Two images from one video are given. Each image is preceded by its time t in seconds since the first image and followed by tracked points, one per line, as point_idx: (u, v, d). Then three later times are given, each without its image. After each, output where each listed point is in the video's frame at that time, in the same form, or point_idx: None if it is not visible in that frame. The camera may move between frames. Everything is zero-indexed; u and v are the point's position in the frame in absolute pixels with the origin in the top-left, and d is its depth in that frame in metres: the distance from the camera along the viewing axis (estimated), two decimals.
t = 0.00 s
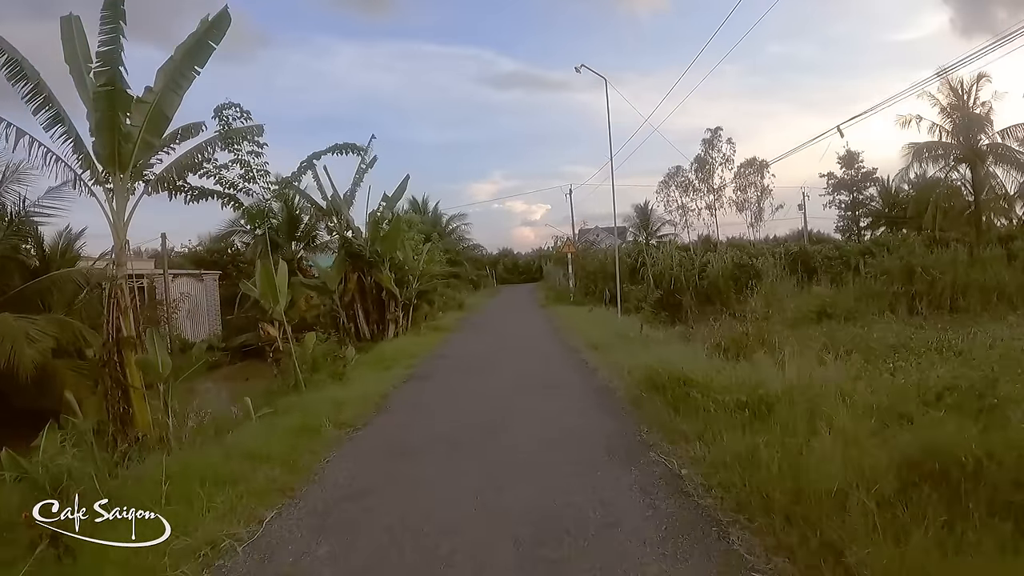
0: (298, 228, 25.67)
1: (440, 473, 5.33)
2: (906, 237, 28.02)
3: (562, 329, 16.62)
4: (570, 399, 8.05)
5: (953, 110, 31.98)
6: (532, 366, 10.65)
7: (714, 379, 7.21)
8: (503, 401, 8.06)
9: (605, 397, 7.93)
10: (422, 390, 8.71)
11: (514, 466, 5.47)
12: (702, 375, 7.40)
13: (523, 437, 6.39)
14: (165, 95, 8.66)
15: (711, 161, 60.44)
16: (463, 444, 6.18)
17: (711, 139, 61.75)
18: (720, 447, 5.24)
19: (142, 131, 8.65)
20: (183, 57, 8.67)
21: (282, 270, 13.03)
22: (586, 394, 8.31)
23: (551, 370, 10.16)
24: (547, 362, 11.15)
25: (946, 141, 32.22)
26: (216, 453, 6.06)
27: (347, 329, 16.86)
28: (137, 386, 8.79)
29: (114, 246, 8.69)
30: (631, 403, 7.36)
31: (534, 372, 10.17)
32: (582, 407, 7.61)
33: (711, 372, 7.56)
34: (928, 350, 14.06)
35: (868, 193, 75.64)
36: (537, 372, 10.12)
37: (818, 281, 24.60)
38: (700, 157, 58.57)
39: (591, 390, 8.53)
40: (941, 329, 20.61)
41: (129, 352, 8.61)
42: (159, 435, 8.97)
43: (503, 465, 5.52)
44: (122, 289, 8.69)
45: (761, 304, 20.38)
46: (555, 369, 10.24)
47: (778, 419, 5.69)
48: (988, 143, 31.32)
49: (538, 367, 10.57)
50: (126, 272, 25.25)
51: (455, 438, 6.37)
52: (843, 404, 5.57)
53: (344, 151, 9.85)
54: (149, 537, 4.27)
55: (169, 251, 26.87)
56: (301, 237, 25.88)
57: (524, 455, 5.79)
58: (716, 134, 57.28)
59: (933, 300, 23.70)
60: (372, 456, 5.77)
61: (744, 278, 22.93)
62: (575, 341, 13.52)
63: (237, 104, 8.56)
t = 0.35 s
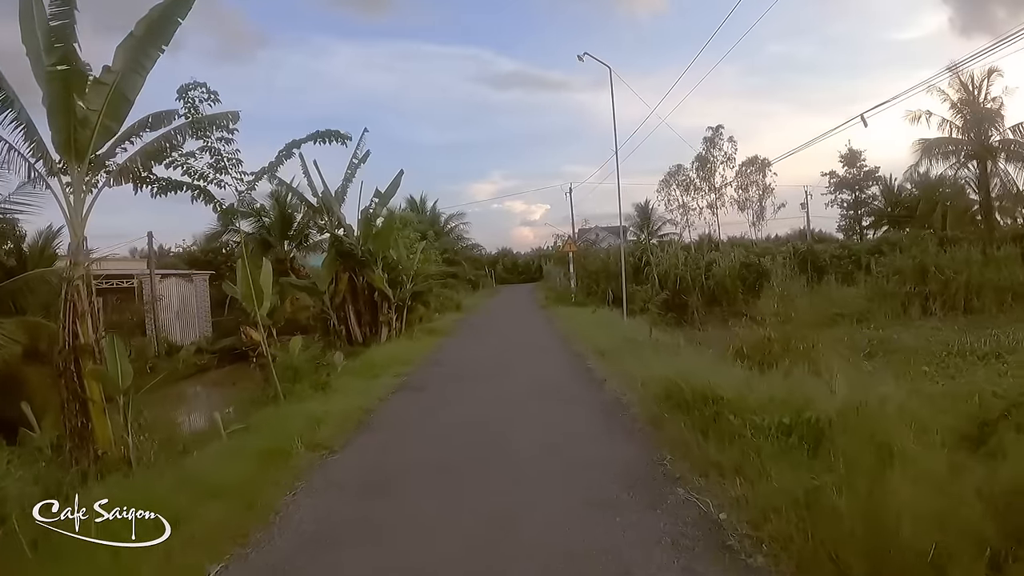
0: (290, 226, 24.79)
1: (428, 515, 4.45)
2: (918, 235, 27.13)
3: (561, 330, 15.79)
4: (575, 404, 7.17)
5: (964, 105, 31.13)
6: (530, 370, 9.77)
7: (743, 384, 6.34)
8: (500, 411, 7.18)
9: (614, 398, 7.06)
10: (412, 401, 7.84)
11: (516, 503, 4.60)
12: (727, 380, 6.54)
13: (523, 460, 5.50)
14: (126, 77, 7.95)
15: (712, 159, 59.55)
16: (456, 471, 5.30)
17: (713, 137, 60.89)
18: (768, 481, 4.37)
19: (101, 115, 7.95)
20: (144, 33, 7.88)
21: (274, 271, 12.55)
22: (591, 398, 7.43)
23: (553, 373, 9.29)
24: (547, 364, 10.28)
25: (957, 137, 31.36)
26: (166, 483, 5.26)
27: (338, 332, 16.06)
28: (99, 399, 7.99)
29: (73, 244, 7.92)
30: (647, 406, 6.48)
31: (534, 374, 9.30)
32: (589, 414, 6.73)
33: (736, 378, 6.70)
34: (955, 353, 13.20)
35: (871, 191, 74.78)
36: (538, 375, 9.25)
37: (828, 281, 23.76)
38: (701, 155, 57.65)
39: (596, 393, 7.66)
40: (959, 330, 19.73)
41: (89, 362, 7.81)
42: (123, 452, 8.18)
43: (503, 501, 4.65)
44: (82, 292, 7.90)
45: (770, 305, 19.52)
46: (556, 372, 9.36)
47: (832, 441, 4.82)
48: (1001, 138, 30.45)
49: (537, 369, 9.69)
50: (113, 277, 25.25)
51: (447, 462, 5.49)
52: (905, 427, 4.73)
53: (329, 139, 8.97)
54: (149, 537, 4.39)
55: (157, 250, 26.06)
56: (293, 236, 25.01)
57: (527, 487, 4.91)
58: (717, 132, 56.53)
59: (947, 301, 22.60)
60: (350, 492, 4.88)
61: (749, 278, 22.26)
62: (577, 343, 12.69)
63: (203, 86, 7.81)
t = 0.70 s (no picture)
0: (283, 225, 23.90)
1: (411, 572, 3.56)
2: (931, 233, 26.27)
3: (561, 333, 14.93)
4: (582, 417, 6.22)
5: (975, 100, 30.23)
6: (529, 375, 8.84)
7: (781, 400, 5.44)
8: (497, 427, 6.22)
9: (627, 413, 6.13)
10: (399, 416, 6.91)
11: (520, 554, 3.66)
12: (759, 394, 5.63)
13: (525, 493, 4.55)
14: (81, 55, 7.15)
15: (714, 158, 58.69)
16: (444, 510, 4.34)
17: (715, 135, 60.02)
18: (843, 544, 3.47)
19: (52, 97, 7.15)
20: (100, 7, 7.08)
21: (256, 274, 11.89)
22: (601, 408, 6.49)
23: (554, 378, 8.35)
24: (545, 368, 9.35)
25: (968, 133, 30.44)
26: (101, 525, 4.45)
27: (329, 336, 15.20)
28: (51, 415, 7.17)
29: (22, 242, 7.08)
30: (669, 425, 5.56)
31: (532, 380, 8.36)
32: (600, 430, 5.78)
33: (770, 392, 5.80)
34: (985, 358, 12.34)
35: (873, 190, 73.91)
36: (538, 381, 8.30)
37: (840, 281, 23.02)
38: (703, 153, 56.78)
39: (604, 402, 6.71)
40: (979, 333, 18.86)
41: (38, 374, 6.99)
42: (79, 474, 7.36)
43: (505, 551, 3.72)
44: (31, 296, 7.04)
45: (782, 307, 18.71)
46: (558, 377, 8.42)
47: (914, 479, 3.91)
48: (1014, 134, 29.54)
49: (536, 376, 8.75)
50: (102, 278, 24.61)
51: (436, 500, 4.52)
52: (997, 459, 3.85)
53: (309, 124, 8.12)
54: (149, 538, 4.23)
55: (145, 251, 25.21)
56: (286, 236, 24.06)
57: (533, 532, 3.97)
58: (719, 130, 55.67)
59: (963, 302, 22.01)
60: (315, 546, 3.92)
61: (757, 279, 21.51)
62: (579, 347, 11.83)
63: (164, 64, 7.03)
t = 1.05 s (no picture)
0: (275, 224, 23.03)
1: None
2: (945, 230, 25.43)
3: (562, 338, 14.07)
4: (589, 438, 5.32)
5: (987, 95, 29.37)
6: (527, 386, 7.94)
7: (828, 423, 4.57)
8: (490, 451, 5.32)
9: (642, 434, 5.25)
10: (382, 437, 6.03)
11: None
12: (801, 415, 4.76)
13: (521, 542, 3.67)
14: (23, 28, 6.06)
15: (716, 156, 57.93)
16: (427, 567, 3.47)
17: (716, 134, 59.24)
18: None
19: None
20: None
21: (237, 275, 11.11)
22: (611, 426, 5.59)
23: (554, 389, 7.46)
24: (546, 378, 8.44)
25: (980, 128, 29.56)
26: None
27: (318, 339, 14.36)
28: None
29: None
30: (694, 452, 4.68)
31: (531, 392, 7.45)
32: (611, 455, 4.89)
33: (812, 412, 4.93)
34: (1018, 363, 11.50)
35: (876, 189, 73.10)
36: (538, 392, 7.40)
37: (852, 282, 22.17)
38: (704, 152, 56.02)
39: (613, 419, 5.82)
40: (999, 335, 18.05)
41: None
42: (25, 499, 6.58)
43: None
44: None
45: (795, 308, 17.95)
46: (559, 388, 7.51)
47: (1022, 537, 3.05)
48: None
49: (535, 386, 7.84)
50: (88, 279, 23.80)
51: (413, 551, 3.65)
52: None
53: (285, 106, 7.33)
54: (149, 538, 4.09)
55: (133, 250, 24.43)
56: (277, 235, 23.20)
57: None
58: (720, 128, 54.89)
59: (979, 303, 21.25)
60: None
61: (767, 279, 20.68)
62: (582, 354, 10.95)
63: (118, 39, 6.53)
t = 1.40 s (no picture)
0: (268, 224, 22.31)
1: None
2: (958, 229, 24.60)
3: (563, 341, 13.32)
4: (596, 465, 4.59)
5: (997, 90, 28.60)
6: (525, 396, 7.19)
7: (885, 453, 3.85)
8: (483, 478, 4.58)
9: (662, 459, 4.55)
10: (366, 458, 5.33)
11: None
12: (856, 445, 4.04)
13: None
14: None
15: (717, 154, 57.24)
16: None
17: (717, 132, 58.58)
18: None
19: None
20: None
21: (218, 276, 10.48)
22: (622, 449, 4.86)
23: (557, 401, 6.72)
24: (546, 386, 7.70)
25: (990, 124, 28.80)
26: None
27: (308, 343, 13.65)
28: None
29: None
30: (728, 490, 3.96)
31: (530, 404, 6.71)
32: (624, 487, 4.17)
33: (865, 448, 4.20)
34: None
35: (879, 188, 72.36)
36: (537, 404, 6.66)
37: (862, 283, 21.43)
38: (705, 151, 55.31)
39: (624, 440, 5.08)
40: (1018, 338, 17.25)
41: None
42: None
43: None
44: None
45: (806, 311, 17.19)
46: (562, 400, 6.76)
47: None
48: None
49: (535, 397, 7.11)
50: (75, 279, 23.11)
51: None
52: None
53: (260, 88, 6.58)
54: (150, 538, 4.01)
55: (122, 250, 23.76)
56: (270, 235, 22.48)
57: None
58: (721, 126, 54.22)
59: (994, 303, 20.14)
60: None
61: (775, 279, 19.94)
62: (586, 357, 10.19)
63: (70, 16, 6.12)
